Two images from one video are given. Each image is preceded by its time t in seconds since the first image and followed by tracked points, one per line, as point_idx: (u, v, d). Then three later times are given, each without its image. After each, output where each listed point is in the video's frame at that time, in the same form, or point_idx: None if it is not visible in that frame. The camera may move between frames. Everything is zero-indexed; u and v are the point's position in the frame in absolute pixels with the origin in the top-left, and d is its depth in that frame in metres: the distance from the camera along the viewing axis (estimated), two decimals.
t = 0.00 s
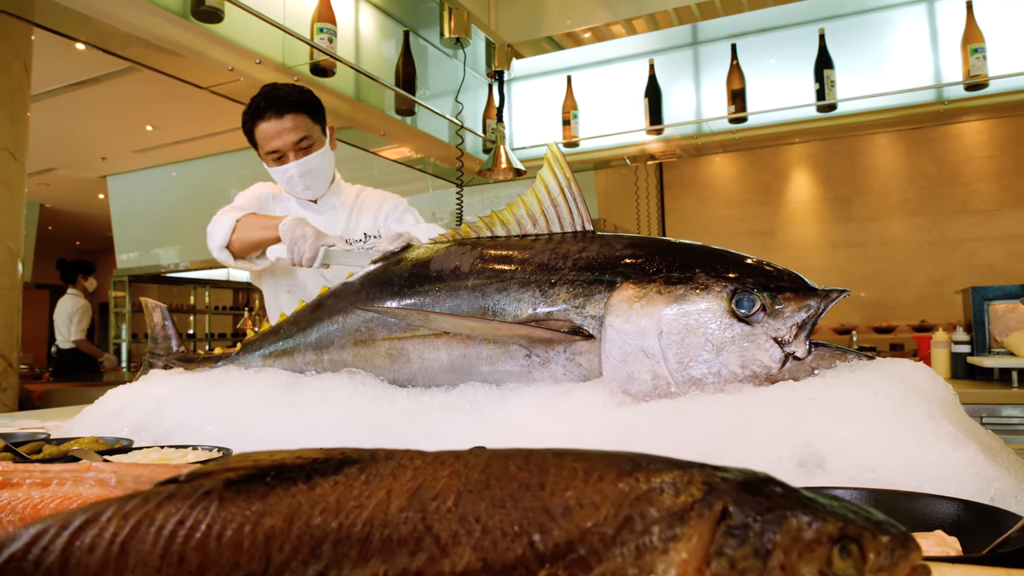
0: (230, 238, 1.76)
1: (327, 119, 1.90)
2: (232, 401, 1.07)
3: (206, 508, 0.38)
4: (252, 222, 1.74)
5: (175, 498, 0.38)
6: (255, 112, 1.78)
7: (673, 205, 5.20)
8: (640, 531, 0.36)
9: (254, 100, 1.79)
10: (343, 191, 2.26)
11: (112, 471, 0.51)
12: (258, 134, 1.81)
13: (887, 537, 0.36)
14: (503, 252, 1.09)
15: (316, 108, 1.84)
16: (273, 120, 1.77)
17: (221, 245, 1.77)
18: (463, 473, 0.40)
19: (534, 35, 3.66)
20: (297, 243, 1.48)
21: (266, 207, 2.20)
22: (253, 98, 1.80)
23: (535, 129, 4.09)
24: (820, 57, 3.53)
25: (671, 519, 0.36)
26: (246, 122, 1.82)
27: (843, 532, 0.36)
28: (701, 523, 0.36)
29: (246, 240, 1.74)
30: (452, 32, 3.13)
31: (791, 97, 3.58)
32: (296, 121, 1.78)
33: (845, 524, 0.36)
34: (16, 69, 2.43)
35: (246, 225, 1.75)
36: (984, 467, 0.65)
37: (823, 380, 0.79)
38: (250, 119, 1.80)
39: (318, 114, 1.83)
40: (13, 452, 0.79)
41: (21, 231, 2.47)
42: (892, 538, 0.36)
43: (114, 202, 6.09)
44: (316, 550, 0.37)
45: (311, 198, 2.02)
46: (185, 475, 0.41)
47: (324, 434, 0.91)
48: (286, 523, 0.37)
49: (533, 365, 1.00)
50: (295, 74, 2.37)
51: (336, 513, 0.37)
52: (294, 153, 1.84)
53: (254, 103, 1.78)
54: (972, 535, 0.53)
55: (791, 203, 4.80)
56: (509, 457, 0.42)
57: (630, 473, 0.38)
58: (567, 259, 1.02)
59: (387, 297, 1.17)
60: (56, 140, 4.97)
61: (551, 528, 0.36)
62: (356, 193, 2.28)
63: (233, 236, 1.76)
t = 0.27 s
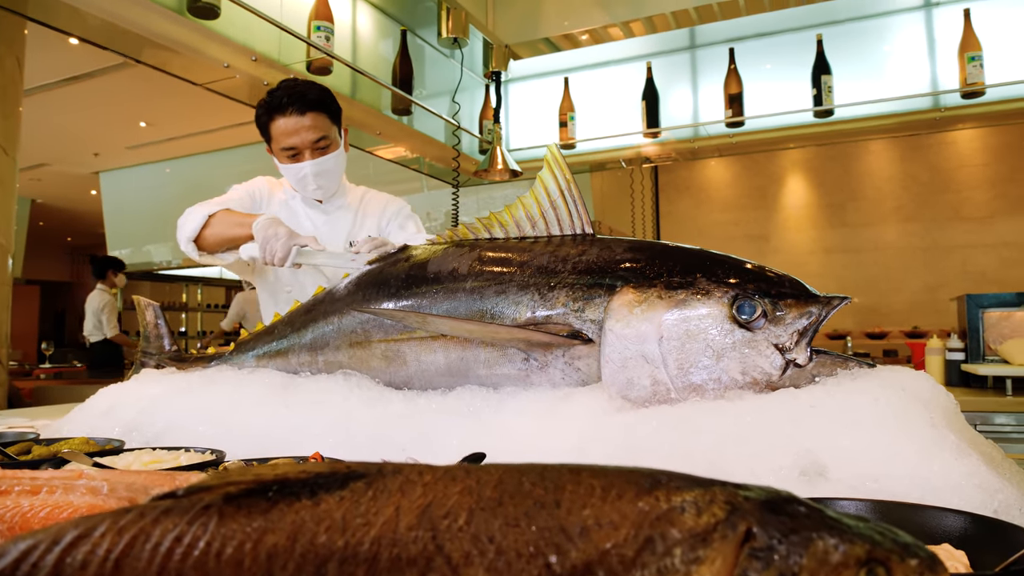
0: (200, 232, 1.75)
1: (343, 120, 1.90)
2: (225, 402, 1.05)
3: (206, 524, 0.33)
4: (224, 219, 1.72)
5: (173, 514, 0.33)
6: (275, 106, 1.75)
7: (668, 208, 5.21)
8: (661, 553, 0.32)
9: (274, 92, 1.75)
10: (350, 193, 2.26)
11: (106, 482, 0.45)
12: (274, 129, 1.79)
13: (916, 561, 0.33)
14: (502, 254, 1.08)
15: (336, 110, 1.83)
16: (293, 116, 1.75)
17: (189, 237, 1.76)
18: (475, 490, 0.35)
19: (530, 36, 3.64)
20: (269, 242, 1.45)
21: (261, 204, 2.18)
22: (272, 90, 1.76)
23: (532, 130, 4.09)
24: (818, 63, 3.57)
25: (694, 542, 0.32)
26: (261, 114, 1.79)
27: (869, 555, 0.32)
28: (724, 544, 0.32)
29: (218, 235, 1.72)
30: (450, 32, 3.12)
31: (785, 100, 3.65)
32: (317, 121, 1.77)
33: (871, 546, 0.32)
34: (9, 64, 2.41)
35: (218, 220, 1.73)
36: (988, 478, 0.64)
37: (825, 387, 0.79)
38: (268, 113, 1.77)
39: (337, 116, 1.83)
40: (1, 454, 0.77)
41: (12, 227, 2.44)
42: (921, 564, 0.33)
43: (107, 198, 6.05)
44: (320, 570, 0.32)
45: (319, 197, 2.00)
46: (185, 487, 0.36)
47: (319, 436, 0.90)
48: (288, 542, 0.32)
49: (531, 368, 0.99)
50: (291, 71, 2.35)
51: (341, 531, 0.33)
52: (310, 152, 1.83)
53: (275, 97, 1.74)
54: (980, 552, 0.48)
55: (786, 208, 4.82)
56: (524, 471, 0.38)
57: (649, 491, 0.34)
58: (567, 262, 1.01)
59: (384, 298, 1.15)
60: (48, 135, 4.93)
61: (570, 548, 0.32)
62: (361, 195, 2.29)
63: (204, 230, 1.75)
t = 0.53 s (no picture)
0: (216, 238, 1.73)
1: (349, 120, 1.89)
2: (220, 402, 1.04)
3: (210, 544, 0.28)
4: (241, 224, 1.71)
5: (176, 531, 0.28)
6: (281, 103, 1.73)
7: (664, 210, 5.21)
8: None
9: (281, 90, 1.73)
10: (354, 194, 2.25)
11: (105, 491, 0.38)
12: (280, 127, 1.77)
13: None
14: (503, 256, 1.07)
15: (342, 109, 1.82)
16: (300, 114, 1.74)
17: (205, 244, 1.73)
18: (493, 511, 0.29)
19: (529, 37, 3.66)
20: (287, 251, 1.44)
21: (267, 205, 2.17)
22: (279, 87, 1.73)
23: (529, 131, 4.08)
24: (817, 67, 3.58)
25: None
26: (267, 111, 1.77)
27: None
28: None
29: (233, 242, 1.70)
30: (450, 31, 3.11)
31: (783, 105, 3.66)
32: (324, 120, 1.76)
33: None
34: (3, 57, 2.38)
35: (235, 226, 1.71)
36: (996, 490, 0.63)
37: (829, 395, 0.78)
38: (274, 110, 1.74)
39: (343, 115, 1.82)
40: None
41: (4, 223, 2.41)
42: None
43: (101, 194, 6.01)
44: None
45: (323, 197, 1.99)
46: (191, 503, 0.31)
47: (317, 439, 0.89)
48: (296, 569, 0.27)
49: (531, 372, 0.98)
50: (289, 68, 2.33)
51: (353, 554, 0.27)
52: (316, 151, 1.82)
53: (282, 94, 1.72)
54: (994, 560, 0.47)
55: (782, 212, 4.82)
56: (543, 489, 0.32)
57: (676, 513, 0.28)
58: (568, 265, 1.00)
59: (382, 299, 1.14)
60: (41, 129, 4.88)
61: None
62: (366, 196, 2.27)
63: (220, 236, 1.73)
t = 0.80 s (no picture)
0: (205, 235, 1.71)
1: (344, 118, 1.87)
2: (217, 401, 1.03)
3: (221, 560, 0.27)
4: (231, 222, 1.69)
5: (185, 547, 0.27)
6: (275, 100, 1.71)
7: (661, 211, 5.21)
8: None
9: (275, 87, 1.71)
10: (347, 191, 2.23)
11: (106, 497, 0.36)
12: (274, 123, 1.76)
13: None
14: (507, 257, 1.06)
15: (336, 106, 1.81)
16: (294, 111, 1.73)
17: (195, 240, 1.72)
18: (519, 528, 0.28)
19: (529, 36, 3.61)
20: (274, 251, 1.43)
21: (260, 202, 2.15)
22: (273, 84, 1.72)
23: (528, 131, 4.08)
24: (817, 69, 3.58)
25: None
26: (261, 108, 1.75)
27: None
28: None
29: (222, 239, 1.69)
30: (450, 30, 3.09)
31: (783, 106, 3.66)
32: (317, 117, 1.75)
33: None
34: None
35: (224, 223, 1.70)
36: (1006, 498, 0.62)
37: (835, 401, 0.77)
38: (268, 106, 1.73)
39: (338, 113, 1.81)
40: None
41: None
42: None
43: (97, 189, 5.97)
44: None
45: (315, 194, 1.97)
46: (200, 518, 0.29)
47: (317, 440, 0.88)
48: None
49: (534, 373, 0.97)
50: (288, 65, 2.31)
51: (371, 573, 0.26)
52: (309, 148, 1.80)
53: (276, 91, 1.70)
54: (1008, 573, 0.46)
55: (780, 214, 4.82)
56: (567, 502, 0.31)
57: (709, 530, 0.27)
58: (572, 266, 0.99)
59: (382, 299, 1.13)
60: (37, 124, 4.84)
61: None
62: (359, 193, 2.26)
63: (210, 233, 1.71)
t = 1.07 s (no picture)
0: (198, 234, 1.70)
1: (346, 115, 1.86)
2: (215, 399, 1.01)
3: None
4: (223, 222, 1.68)
5: (193, 561, 0.26)
6: (278, 95, 1.69)
7: (659, 209, 5.20)
8: None
9: (279, 81, 1.70)
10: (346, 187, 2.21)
11: (106, 502, 0.35)
12: (275, 118, 1.74)
13: None
14: (509, 254, 1.05)
15: (339, 104, 1.79)
16: (297, 107, 1.71)
17: (187, 240, 1.70)
18: (547, 541, 0.27)
19: (529, 33, 3.63)
20: (265, 251, 1.43)
21: (256, 198, 2.13)
22: (276, 79, 1.70)
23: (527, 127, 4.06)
24: (817, 68, 3.57)
25: None
26: (263, 102, 1.73)
27: None
28: None
29: (215, 239, 1.68)
30: (450, 25, 3.07)
31: (783, 105, 3.65)
32: (320, 114, 1.73)
33: None
34: None
35: (218, 223, 1.68)
36: (1015, 502, 0.62)
37: (840, 402, 0.77)
38: (270, 101, 1.71)
39: (340, 110, 1.79)
40: None
41: None
42: None
43: (92, 183, 5.94)
44: None
45: (314, 190, 1.95)
46: (209, 530, 0.28)
47: (316, 438, 0.87)
48: None
49: (537, 372, 0.96)
50: (286, 59, 2.29)
51: None
52: (310, 144, 1.79)
53: (279, 86, 1.68)
54: None
55: (777, 213, 4.82)
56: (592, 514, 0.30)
57: (745, 545, 0.26)
58: (575, 265, 0.99)
59: (382, 296, 1.12)
60: (31, 117, 4.80)
61: None
62: (357, 189, 2.24)
63: (203, 232, 1.70)
